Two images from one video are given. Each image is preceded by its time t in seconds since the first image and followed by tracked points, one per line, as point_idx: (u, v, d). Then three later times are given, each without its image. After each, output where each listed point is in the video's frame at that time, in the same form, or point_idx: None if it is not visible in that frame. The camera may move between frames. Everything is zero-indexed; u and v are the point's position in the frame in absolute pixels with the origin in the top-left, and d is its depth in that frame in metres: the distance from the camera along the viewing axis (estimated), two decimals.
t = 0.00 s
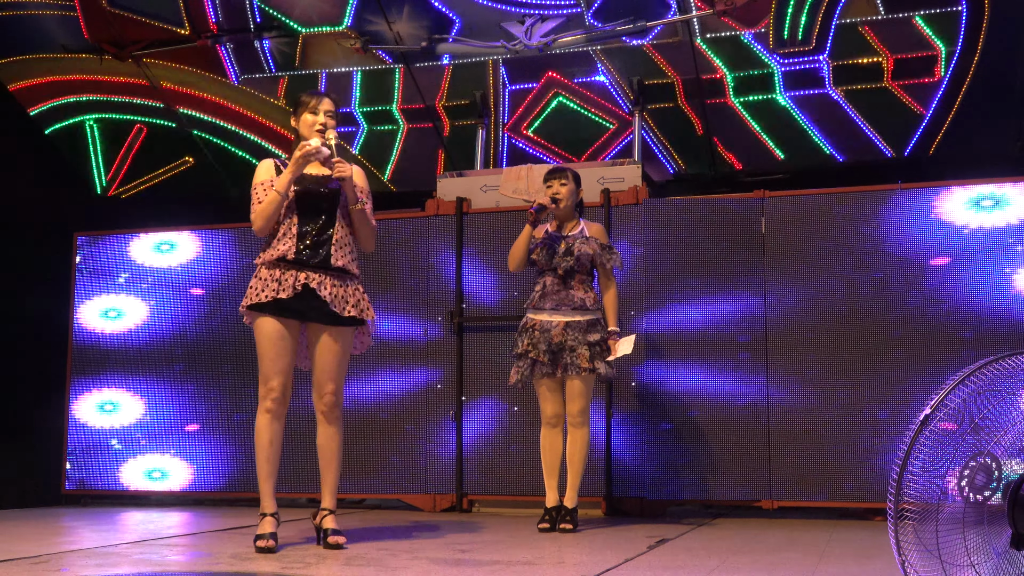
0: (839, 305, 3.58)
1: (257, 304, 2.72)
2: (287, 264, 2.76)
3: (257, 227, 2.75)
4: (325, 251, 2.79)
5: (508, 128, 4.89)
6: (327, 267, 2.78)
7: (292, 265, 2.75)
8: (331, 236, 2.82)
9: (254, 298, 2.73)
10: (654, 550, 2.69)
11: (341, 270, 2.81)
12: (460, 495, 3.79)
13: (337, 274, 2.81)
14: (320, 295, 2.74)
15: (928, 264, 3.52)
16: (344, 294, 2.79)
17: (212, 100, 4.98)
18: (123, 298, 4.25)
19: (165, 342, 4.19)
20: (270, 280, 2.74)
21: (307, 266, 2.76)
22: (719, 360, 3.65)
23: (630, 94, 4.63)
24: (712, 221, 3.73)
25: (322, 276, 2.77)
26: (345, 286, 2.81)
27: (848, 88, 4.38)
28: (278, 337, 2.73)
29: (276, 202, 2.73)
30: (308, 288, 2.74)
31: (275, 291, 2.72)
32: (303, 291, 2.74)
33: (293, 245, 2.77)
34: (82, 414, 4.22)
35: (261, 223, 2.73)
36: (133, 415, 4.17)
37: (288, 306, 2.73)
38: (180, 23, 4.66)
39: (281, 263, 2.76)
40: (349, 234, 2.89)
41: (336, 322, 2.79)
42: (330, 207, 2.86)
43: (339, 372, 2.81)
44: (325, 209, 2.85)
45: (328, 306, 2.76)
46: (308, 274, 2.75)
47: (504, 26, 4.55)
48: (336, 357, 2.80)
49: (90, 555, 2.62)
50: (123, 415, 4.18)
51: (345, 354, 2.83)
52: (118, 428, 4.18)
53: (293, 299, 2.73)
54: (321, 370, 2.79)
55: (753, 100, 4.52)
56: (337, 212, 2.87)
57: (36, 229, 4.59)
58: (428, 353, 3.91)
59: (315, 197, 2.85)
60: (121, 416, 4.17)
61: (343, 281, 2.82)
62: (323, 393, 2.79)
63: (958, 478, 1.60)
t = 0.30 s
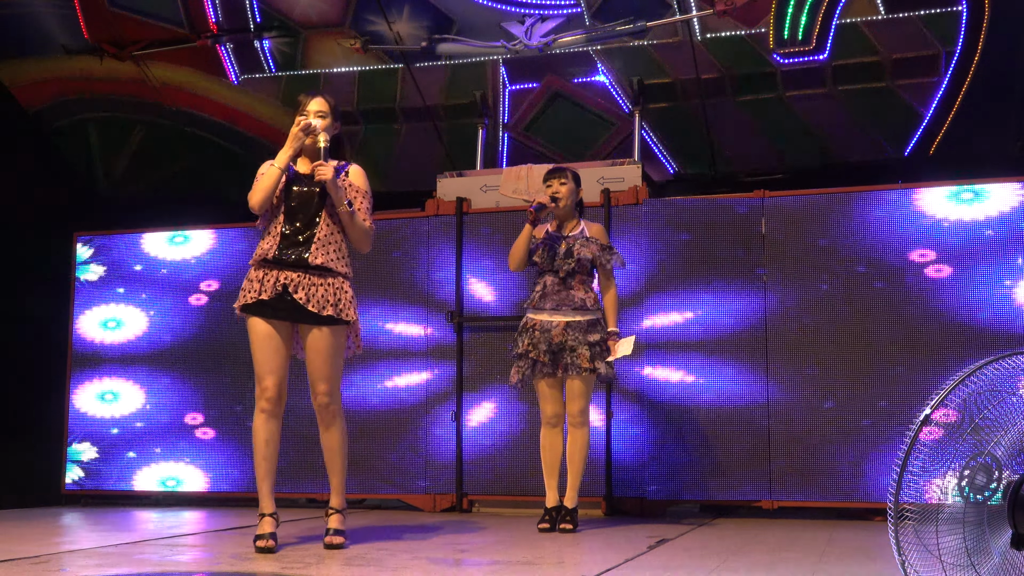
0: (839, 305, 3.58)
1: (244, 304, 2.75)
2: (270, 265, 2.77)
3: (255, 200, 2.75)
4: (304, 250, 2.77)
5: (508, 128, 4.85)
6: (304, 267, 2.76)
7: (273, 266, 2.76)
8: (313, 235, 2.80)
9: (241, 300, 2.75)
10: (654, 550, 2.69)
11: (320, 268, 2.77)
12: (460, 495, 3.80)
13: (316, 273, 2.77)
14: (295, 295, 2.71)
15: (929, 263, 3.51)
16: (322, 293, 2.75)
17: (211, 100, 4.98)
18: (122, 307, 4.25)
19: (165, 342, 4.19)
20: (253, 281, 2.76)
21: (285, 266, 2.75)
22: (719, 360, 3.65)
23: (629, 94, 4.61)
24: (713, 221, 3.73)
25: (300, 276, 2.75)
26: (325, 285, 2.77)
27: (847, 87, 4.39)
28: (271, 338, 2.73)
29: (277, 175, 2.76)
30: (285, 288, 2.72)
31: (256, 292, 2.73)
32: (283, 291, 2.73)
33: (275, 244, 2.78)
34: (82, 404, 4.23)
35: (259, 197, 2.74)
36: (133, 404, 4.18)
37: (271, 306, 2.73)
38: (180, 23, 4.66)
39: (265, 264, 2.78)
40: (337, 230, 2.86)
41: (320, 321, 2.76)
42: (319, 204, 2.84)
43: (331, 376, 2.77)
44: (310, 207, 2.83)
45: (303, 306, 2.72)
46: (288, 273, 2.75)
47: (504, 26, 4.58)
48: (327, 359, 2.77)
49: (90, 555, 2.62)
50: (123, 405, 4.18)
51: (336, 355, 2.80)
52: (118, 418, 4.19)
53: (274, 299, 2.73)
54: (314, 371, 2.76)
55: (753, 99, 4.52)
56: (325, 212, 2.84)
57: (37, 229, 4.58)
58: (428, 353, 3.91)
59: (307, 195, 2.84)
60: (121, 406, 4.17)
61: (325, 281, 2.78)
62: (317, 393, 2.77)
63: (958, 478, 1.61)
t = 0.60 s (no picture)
0: (839, 305, 3.58)
1: (236, 305, 2.75)
2: (261, 265, 2.77)
3: (248, 201, 2.75)
4: (295, 251, 2.77)
5: (508, 128, 4.90)
6: (295, 267, 2.75)
7: (265, 266, 2.76)
8: (306, 235, 2.79)
9: (232, 300, 2.76)
10: (655, 550, 2.69)
11: (311, 269, 2.76)
12: (460, 495, 3.79)
13: (307, 274, 2.76)
14: (286, 296, 2.71)
15: (929, 263, 3.51)
16: (312, 293, 2.74)
17: (212, 100, 4.99)
18: (122, 317, 4.24)
19: (166, 342, 4.18)
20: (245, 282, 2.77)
21: (276, 267, 2.75)
22: (718, 360, 3.65)
23: (629, 94, 4.63)
24: (713, 221, 3.73)
25: (291, 277, 2.74)
26: (316, 285, 2.76)
27: (848, 87, 4.38)
28: (265, 338, 2.74)
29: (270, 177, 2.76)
30: (275, 289, 2.72)
31: (247, 292, 2.73)
32: (273, 292, 2.73)
33: (268, 245, 2.79)
34: (82, 396, 4.23)
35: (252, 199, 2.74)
36: (133, 395, 4.19)
37: (262, 306, 2.73)
38: (180, 23, 4.67)
39: (256, 264, 2.78)
40: (328, 229, 2.85)
41: (311, 320, 2.75)
42: (312, 205, 2.84)
43: (324, 377, 2.77)
44: (302, 207, 2.83)
45: (294, 306, 2.72)
46: (278, 274, 2.74)
47: (504, 26, 4.54)
48: (321, 360, 2.77)
49: (90, 554, 2.61)
50: (123, 394, 4.19)
51: (329, 356, 2.80)
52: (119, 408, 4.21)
53: (265, 299, 2.73)
54: (307, 370, 2.77)
55: (753, 100, 4.52)
56: (316, 212, 2.84)
57: (37, 229, 4.57)
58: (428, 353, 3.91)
59: (301, 196, 2.84)
60: (122, 396, 4.19)
61: (315, 281, 2.77)
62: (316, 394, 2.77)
63: (958, 478, 1.60)
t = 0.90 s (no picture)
0: (839, 305, 3.58)
1: (231, 306, 2.74)
2: (259, 267, 2.77)
3: (243, 205, 2.73)
4: (296, 253, 2.77)
5: (508, 128, 4.90)
6: (295, 269, 2.76)
7: (263, 268, 2.76)
8: (305, 238, 2.80)
9: (228, 300, 2.75)
10: (655, 550, 2.69)
11: (310, 272, 2.77)
12: (460, 495, 3.79)
13: (306, 277, 2.77)
14: (285, 298, 2.72)
15: (928, 263, 3.51)
16: (312, 295, 2.75)
17: (212, 100, 4.99)
18: (122, 329, 4.24)
19: (167, 343, 4.18)
20: (241, 283, 2.75)
21: (276, 269, 2.75)
22: (719, 361, 3.65)
23: (629, 94, 4.64)
24: (713, 221, 3.73)
25: (290, 279, 2.75)
26: (315, 288, 2.77)
27: (848, 87, 4.38)
28: (255, 338, 2.73)
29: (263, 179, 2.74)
30: (274, 291, 2.73)
31: (243, 293, 2.73)
32: (271, 294, 2.73)
33: (265, 247, 2.78)
34: (82, 383, 4.24)
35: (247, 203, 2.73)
36: (134, 381, 4.20)
37: (259, 307, 2.72)
38: (179, 23, 4.66)
39: (254, 266, 2.77)
40: (323, 234, 2.85)
41: (307, 321, 2.75)
42: (308, 208, 2.84)
43: (310, 379, 2.74)
44: (300, 212, 2.83)
45: (293, 308, 2.72)
46: (278, 275, 2.74)
47: (504, 26, 4.53)
48: (307, 361, 2.74)
49: (90, 554, 2.61)
50: (123, 391, 4.20)
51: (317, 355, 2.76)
52: (119, 400, 4.21)
53: (262, 301, 2.72)
54: (293, 372, 2.73)
55: (753, 100, 4.52)
56: (314, 215, 2.84)
57: (37, 229, 4.56)
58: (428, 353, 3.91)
59: (297, 199, 2.84)
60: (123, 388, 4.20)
61: (313, 283, 2.78)
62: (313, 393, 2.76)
63: (958, 479, 1.60)
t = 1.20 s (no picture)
0: (838, 305, 3.58)
1: (236, 306, 2.74)
2: (264, 268, 2.77)
3: (245, 204, 2.73)
4: (302, 255, 2.77)
5: (508, 128, 4.91)
6: (301, 271, 2.76)
7: (268, 269, 2.76)
8: (310, 239, 2.80)
9: (232, 300, 2.75)
10: (654, 550, 2.69)
11: (316, 273, 2.78)
12: (460, 495, 3.80)
13: (312, 278, 2.78)
14: (291, 299, 2.73)
15: (927, 263, 3.52)
16: (319, 296, 2.76)
17: (212, 100, 4.99)
18: (122, 340, 4.23)
19: (167, 342, 4.18)
20: (247, 283, 2.75)
21: (282, 271, 2.75)
22: (718, 361, 3.65)
23: (629, 94, 4.64)
24: (713, 222, 3.73)
25: (297, 280, 2.75)
26: (321, 289, 2.78)
27: (848, 87, 4.39)
28: (258, 339, 2.73)
29: (265, 179, 2.75)
30: (280, 292, 2.73)
31: (249, 294, 2.73)
32: (277, 295, 2.74)
33: (270, 249, 2.77)
34: (82, 375, 4.24)
35: (249, 202, 2.73)
36: (135, 370, 4.20)
37: (265, 308, 2.73)
38: (179, 23, 4.66)
39: (259, 267, 2.77)
40: (326, 237, 2.85)
41: (311, 321, 2.75)
42: (311, 210, 2.84)
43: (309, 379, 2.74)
44: (305, 215, 2.83)
45: (299, 309, 2.73)
46: (283, 276, 2.75)
47: (504, 26, 4.54)
48: (306, 361, 2.74)
49: (90, 554, 2.61)
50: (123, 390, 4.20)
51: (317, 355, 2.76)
52: (118, 399, 4.21)
53: (268, 302, 2.73)
54: (294, 374, 2.73)
55: (753, 100, 4.52)
56: (318, 217, 2.84)
57: (37, 229, 4.56)
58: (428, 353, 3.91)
59: (300, 202, 2.84)
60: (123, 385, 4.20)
61: (320, 285, 2.79)
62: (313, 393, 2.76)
63: (958, 479, 1.60)
